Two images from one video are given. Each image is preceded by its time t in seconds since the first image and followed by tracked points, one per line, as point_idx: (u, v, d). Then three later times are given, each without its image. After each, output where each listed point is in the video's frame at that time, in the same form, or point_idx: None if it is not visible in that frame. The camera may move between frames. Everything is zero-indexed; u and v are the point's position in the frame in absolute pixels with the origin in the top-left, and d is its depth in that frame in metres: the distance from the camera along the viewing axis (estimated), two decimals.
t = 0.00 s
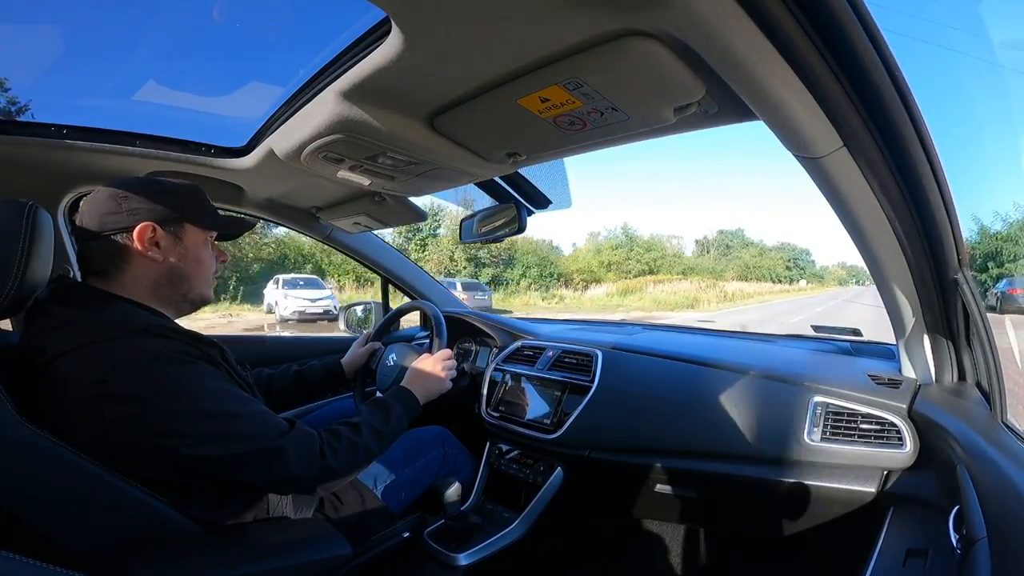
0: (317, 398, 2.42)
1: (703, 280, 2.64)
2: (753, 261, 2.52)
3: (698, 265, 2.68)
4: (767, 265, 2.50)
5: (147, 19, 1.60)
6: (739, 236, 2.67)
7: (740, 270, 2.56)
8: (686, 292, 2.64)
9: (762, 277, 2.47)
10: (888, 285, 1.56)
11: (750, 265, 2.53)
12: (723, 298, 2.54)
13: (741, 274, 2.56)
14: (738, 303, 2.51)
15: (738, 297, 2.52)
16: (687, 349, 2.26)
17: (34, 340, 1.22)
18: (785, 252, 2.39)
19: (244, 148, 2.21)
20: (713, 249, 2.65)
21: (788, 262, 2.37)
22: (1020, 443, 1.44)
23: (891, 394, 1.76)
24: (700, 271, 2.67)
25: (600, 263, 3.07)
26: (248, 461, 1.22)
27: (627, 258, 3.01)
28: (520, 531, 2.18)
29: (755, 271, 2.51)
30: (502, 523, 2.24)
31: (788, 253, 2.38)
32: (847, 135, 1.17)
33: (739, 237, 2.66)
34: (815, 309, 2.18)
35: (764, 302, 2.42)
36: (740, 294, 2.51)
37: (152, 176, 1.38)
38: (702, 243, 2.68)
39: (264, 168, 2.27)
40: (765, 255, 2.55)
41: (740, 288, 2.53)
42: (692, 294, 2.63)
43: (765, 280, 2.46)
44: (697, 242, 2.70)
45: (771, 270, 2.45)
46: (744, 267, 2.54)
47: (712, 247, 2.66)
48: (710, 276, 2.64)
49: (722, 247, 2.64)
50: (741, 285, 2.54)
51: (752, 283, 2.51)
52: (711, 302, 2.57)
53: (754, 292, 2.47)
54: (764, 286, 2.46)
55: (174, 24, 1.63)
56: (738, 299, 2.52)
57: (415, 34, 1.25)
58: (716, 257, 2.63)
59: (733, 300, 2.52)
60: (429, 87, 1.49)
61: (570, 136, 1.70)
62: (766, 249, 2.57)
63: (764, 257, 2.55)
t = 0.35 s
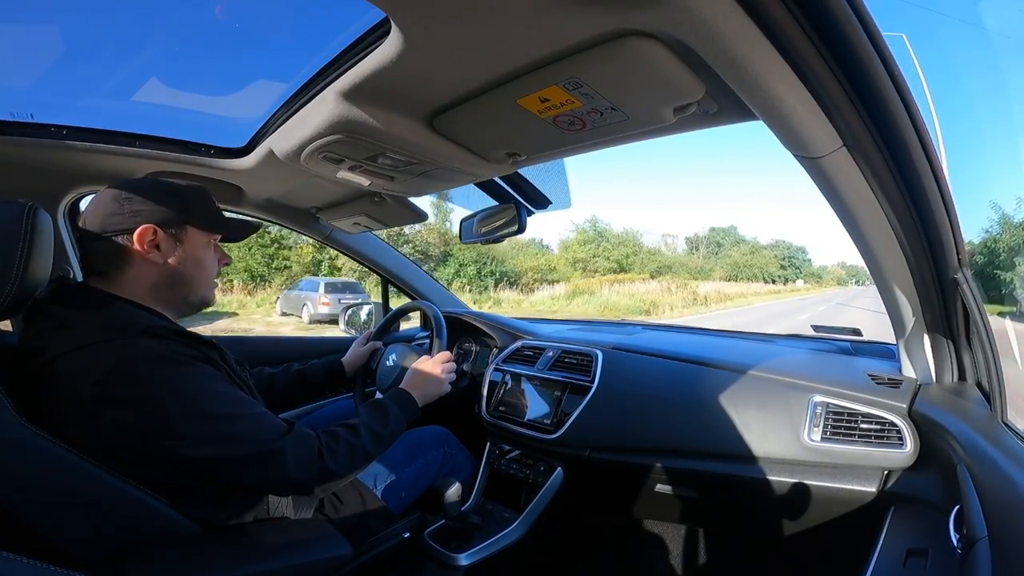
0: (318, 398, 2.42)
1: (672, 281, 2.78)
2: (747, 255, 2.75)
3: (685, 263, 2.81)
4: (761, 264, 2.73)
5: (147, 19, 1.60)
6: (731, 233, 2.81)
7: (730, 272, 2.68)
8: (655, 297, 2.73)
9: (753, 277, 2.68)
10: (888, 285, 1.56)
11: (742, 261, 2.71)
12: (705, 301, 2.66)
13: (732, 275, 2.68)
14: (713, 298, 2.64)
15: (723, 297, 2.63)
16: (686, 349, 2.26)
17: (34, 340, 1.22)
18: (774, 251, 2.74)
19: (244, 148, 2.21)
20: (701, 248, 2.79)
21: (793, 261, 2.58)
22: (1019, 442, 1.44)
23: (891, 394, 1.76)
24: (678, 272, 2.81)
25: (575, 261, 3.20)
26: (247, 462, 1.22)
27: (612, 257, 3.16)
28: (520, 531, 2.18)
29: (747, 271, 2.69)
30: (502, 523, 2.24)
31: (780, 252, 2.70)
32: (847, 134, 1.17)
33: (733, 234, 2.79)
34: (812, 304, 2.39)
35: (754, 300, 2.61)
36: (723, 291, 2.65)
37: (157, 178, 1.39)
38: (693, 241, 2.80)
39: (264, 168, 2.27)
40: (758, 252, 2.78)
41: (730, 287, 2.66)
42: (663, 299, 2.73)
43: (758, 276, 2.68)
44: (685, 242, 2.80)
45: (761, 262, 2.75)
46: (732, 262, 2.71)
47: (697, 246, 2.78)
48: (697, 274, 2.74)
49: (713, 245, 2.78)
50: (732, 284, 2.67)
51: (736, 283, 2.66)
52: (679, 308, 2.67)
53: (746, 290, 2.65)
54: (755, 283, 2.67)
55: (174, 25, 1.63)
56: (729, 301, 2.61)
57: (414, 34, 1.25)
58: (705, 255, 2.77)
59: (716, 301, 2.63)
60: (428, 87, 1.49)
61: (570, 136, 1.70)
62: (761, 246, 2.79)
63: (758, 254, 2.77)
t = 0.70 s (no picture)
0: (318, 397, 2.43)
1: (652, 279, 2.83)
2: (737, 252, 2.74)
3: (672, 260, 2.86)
4: (753, 265, 2.69)
5: (147, 19, 1.60)
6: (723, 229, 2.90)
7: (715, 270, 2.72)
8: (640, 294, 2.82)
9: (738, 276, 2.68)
10: (888, 285, 1.55)
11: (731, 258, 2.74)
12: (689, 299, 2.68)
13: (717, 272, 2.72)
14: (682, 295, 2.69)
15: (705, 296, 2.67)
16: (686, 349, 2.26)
17: (35, 340, 1.22)
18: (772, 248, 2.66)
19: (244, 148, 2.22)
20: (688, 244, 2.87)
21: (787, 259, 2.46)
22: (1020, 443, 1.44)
23: (891, 395, 1.76)
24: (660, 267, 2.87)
25: (540, 256, 3.30)
26: (247, 463, 1.22)
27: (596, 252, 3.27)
28: (520, 531, 2.18)
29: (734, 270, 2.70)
30: (501, 524, 2.24)
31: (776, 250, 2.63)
32: (847, 134, 1.17)
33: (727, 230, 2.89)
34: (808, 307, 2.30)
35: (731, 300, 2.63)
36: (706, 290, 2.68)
37: (157, 178, 1.38)
38: (682, 238, 2.84)
39: (265, 168, 2.27)
40: (750, 250, 2.77)
41: (707, 286, 2.70)
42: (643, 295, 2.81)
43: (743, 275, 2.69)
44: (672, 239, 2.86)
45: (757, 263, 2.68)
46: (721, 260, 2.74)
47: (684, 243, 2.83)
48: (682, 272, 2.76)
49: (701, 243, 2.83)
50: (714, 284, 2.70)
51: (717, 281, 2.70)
52: (660, 306, 2.72)
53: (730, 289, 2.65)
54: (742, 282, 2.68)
55: (174, 25, 1.63)
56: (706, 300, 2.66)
57: (414, 34, 1.25)
58: (693, 254, 2.79)
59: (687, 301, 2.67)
60: (429, 87, 1.49)
61: (570, 136, 1.70)
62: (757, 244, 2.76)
63: (749, 252, 2.76)
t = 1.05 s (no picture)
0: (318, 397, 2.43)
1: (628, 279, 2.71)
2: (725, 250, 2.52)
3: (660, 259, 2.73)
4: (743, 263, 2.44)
5: (148, 19, 1.60)
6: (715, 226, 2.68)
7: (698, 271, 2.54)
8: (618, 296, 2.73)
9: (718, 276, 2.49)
10: (889, 285, 1.55)
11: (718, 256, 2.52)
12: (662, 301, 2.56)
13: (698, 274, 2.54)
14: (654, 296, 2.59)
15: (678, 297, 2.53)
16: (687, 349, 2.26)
17: (36, 339, 1.22)
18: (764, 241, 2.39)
19: (245, 148, 2.22)
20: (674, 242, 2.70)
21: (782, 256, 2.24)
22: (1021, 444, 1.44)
23: (892, 396, 1.76)
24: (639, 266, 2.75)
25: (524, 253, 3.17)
26: (248, 462, 1.22)
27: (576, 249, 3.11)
28: (520, 531, 2.19)
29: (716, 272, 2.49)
30: (501, 524, 2.24)
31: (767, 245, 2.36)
32: (847, 135, 1.17)
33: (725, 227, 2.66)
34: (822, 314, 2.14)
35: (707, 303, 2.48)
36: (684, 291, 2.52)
37: (162, 179, 1.38)
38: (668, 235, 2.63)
39: (266, 168, 2.27)
40: (740, 247, 2.50)
41: (689, 287, 2.52)
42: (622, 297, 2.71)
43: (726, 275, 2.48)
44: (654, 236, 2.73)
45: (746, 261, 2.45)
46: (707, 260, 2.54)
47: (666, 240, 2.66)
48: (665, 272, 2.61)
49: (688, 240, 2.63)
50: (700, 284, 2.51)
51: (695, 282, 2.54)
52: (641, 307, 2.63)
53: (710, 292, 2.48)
54: (729, 283, 2.45)
55: (175, 25, 1.63)
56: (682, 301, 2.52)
57: (415, 35, 1.26)
58: (678, 252, 2.60)
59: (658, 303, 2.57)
60: (430, 88, 1.49)
61: (571, 136, 1.70)
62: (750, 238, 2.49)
63: (739, 249, 2.50)
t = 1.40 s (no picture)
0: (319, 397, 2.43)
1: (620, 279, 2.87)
2: (716, 249, 2.63)
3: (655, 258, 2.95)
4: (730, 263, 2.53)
5: (149, 19, 1.60)
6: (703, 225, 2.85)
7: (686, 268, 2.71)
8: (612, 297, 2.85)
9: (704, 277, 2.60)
10: (889, 284, 1.55)
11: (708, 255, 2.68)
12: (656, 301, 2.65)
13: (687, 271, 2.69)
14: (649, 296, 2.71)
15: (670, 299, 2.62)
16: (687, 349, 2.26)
17: (36, 340, 1.22)
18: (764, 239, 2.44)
19: (246, 148, 2.22)
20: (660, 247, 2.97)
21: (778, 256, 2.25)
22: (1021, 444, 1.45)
23: (893, 395, 1.75)
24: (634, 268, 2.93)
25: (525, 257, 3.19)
26: (249, 463, 1.22)
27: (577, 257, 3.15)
28: (520, 531, 2.19)
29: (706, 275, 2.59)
30: (502, 524, 2.24)
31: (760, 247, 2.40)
32: (847, 134, 1.17)
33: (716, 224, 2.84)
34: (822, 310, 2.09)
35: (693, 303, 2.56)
36: (669, 288, 2.66)
37: (165, 179, 1.38)
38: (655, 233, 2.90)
39: (266, 169, 2.28)
40: (729, 245, 2.59)
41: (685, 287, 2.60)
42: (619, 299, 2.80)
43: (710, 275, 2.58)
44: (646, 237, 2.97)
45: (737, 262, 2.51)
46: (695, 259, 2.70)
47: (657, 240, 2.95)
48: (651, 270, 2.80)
49: (675, 238, 2.89)
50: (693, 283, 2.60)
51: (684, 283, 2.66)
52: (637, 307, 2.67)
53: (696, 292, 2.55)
54: (716, 282, 2.53)
55: (177, 26, 1.63)
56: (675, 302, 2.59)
57: (415, 35, 1.26)
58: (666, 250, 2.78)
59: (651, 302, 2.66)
60: (431, 88, 1.49)
61: (571, 136, 1.70)
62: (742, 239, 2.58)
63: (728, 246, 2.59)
